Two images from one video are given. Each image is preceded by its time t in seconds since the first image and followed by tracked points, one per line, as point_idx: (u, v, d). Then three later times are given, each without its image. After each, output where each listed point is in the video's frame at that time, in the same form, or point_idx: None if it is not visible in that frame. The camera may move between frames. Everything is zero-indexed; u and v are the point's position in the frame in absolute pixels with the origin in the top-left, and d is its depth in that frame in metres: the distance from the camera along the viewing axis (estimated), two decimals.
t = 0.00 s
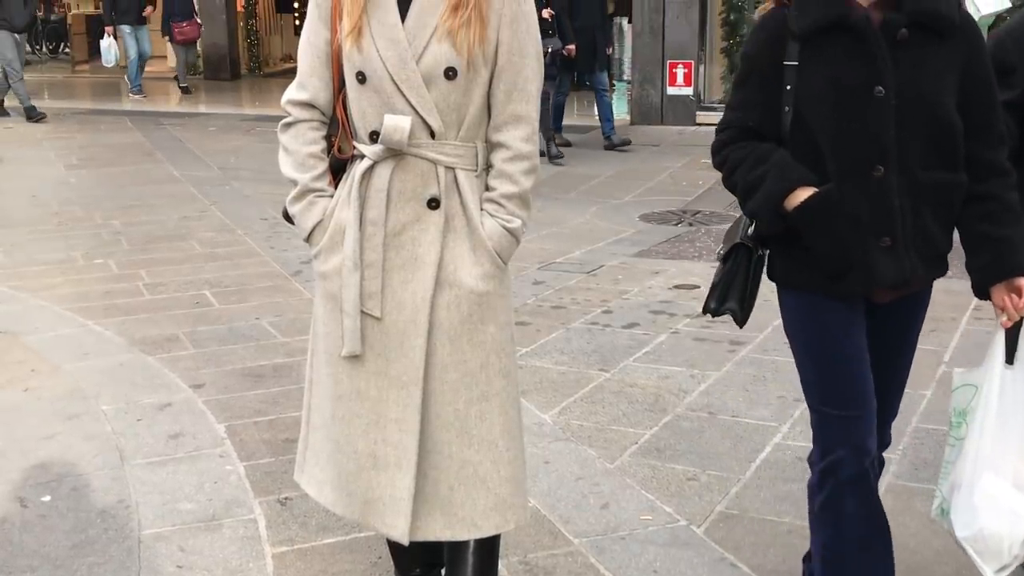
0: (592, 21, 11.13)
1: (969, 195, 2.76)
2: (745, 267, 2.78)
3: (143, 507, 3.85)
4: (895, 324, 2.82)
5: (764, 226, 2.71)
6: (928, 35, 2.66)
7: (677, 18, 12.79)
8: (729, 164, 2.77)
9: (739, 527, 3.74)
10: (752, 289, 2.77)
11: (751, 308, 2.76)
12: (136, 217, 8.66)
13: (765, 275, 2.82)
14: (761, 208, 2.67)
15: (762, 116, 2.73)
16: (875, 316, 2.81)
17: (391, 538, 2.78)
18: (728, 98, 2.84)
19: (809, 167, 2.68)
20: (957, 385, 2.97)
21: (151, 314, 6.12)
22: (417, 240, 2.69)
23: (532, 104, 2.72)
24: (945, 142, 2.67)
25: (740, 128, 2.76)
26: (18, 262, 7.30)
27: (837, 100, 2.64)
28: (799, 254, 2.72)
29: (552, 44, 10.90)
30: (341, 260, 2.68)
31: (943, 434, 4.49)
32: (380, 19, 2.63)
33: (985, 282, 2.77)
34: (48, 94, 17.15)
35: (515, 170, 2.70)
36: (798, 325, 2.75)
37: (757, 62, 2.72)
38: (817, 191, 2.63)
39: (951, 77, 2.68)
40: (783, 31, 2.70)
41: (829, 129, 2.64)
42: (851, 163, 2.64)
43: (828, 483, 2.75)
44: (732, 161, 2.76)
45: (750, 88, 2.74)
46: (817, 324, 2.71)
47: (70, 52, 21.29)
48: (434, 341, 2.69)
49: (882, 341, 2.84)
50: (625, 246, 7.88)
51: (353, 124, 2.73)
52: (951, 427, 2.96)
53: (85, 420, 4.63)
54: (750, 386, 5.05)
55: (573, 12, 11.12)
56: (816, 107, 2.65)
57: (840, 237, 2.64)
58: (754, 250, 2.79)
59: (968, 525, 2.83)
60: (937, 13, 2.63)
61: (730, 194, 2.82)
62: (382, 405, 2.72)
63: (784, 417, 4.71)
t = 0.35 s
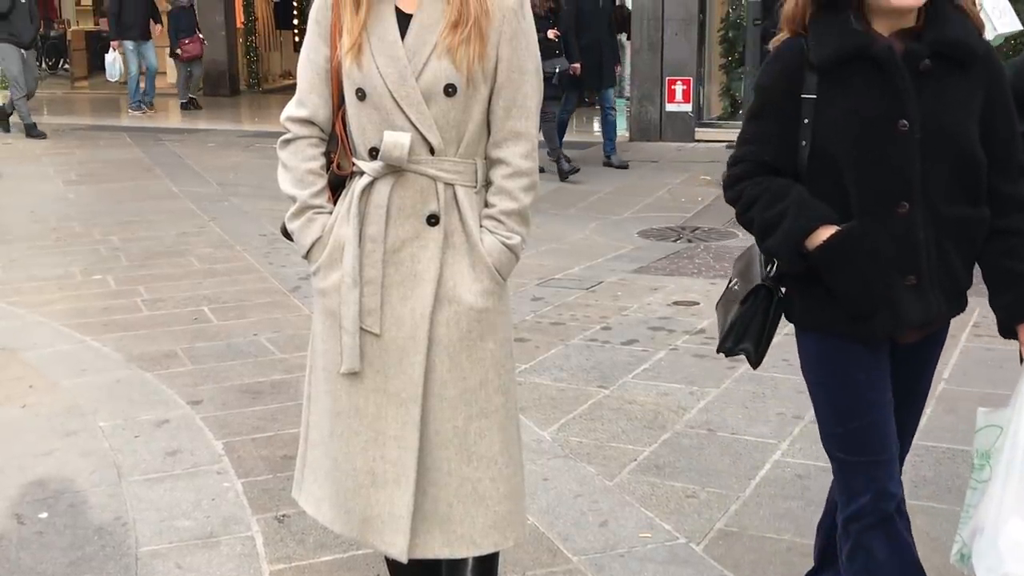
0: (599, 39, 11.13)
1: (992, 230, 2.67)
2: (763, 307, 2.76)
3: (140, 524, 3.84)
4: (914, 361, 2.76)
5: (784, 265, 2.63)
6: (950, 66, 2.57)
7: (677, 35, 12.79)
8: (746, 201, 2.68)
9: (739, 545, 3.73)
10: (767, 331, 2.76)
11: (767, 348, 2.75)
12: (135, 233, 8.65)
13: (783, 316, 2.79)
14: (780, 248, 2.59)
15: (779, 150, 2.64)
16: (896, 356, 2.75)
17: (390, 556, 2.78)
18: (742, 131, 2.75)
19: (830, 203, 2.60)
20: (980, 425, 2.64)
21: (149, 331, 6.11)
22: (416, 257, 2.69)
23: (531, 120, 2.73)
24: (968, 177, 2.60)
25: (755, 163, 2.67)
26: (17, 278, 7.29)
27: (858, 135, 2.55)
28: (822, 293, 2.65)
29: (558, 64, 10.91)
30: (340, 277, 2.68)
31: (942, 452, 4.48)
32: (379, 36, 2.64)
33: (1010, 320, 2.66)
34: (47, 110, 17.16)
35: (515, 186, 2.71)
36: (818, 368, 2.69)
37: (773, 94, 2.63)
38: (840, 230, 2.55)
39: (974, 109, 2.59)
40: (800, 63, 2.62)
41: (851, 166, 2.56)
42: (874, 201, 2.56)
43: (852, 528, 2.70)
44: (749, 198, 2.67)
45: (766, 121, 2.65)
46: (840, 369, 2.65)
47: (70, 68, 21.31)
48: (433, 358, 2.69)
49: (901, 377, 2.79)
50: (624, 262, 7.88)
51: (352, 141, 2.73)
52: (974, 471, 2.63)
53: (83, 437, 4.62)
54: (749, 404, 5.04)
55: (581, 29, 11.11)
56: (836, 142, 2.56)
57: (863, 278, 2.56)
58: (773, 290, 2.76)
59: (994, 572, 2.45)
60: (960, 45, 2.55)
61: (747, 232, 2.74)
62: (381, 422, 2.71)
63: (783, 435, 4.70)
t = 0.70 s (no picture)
0: (605, 54, 11.11)
1: (1016, 259, 2.65)
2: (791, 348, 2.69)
3: (137, 540, 3.83)
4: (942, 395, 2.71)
5: (807, 301, 2.56)
6: (973, 90, 2.55)
7: (676, 51, 12.81)
8: (764, 234, 2.63)
9: (739, 561, 3.72)
10: (796, 372, 2.69)
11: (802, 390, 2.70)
12: (134, 248, 8.65)
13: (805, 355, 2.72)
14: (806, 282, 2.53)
15: (798, 181, 2.59)
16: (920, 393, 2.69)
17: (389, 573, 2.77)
18: (756, 161, 2.69)
19: (853, 235, 2.55)
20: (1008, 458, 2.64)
21: (148, 346, 6.10)
22: (416, 273, 2.69)
23: (530, 136, 2.75)
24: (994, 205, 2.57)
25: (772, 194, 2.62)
26: (14, 293, 7.28)
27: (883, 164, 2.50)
28: (844, 328, 2.58)
29: (566, 81, 10.81)
30: (339, 292, 2.67)
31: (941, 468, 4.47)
32: (379, 53, 2.64)
33: None
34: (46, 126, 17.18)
35: (514, 202, 2.72)
36: (843, 408, 2.60)
37: (791, 122, 2.57)
38: (867, 262, 2.49)
39: (999, 136, 2.57)
40: (819, 89, 2.56)
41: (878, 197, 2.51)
42: (901, 232, 2.51)
43: None
44: (767, 231, 2.62)
45: (784, 151, 2.60)
46: (869, 408, 2.56)
47: (69, 83, 21.34)
48: (432, 374, 2.69)
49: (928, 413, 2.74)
50: (623, 277, 7.88)
51: (351, 157, 2.73)
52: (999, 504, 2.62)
53: (81, 453, 4.61)
54: (748, 419, 5.03)
55: (587, 44, 11.09)
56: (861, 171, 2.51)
57: (892, 311, 2.51)
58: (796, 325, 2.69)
59: None
60: (983, 68, 2.52)
61: (764, 266, 2.68)
62: (379, 437, 2.70)
63: (782, 450, 4.69)
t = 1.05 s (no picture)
0: (611, 68, 11.15)
1: None
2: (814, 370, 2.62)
3: (135, 555, 3.82)
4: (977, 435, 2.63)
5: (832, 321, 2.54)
6: (999, 101, 2.53)
7: (674, 66, 12.84)
8: (784, 253, 2.62)
9: None
10: (823, 397, 2.62)
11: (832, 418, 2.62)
12: (133, 263, 8.65)
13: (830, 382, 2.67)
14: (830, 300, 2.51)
15: (819, 197, 2.58)
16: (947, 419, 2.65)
17: None
18: (774, 178, 2.68)
19: (877, 251, 2.53)
20: None
21: (146, 360, 6.09)
22: (415, 288, 2.69)
23: (529, 151, 2.76)
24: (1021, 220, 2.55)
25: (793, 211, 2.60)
26: (13, 308, 7.28)
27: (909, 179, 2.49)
28: (868, 349, 2.55)
29: (574, 95, 10.78)
30: (338, 307, 2.68)
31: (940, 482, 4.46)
32: (379, 68, 2.65)
33: None
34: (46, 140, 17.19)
35: (512, 217, 2.73)
36: (869, 434, 2.57)
37: (814, 138, 2.56)
38: (895, 281, 2.48)
39: None
40: (840, 104, 2.55)
41: (903, 213, 2.49)
42: (927, 249, 2.49)
43: None
44: (788, 249, 2.60)
45: (805, 167, 2.59)
46: (895, 434, 2.53)
47: (69, 98, 21.38)
48: (431, 390, 2.70)
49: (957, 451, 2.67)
50: (622, 292, 7.88)
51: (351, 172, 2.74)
52: None
53: (79, 467, 4.60)
54: (747, 434, 5.03)
55: (594, 59, 11.11)
56: (885, 186, 2.49)
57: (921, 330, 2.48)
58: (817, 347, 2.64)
59: None
60: (1007, 77, 2.51)
61: (784, 286, 2.65)
62: (378, 452, 2.70)
63: (781, 465, 4.69)
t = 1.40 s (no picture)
0: (618, 83, 11.26)
1: None
2: (834, 391, 2.50)
3: (132, 570, 3.81)
4: (1004, 461, 2.54)
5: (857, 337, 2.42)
6: None
7: (673, 82, 12.87)
8: (807, 264, 2.50)
9: None
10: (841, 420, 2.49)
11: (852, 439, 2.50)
12: (132, 278, 8.64)
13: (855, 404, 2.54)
14: (857, 314, 2.39)
15: (844, 205, 2.47)
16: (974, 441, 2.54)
17: None
18: (795, 188, 2.57)
19: (905, 263, 2.43)
20: None
21: (145, 376, 6.08)
22: (414, 303, 2.69)
23: (528, 167, 2.77)
24: None
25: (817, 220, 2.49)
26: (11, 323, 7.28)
27: (939, 186, 2.39)
28: (894, 367, 2.44)
29: (580, 109, 10.74)
30: (337, 323, 2.68)
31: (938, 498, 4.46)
32: (379, 84, 2.66)
33: None
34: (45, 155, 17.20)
35: (511, 233, 2.73)
36: (891, 456, 2.47)
37: (840, 142, 2.46)
38: (925, 295, 2.36)
39: None
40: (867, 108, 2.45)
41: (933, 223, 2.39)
42: (960, 262, 2.39)
43: None
44: (811, 261, 2.49)
45: (829, 173, 2.48)
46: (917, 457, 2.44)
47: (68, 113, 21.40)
48: (429, 406, 2.70)
49: (981, 480, 2.57)
50: (620, 307, 7.88)
51: (350, 188, 2.74)
52: None
53: (77, 483, 4.59)
54: (745, 450, 5.03)
55: (601, 74, 11.24)
56: (913, 194, 2.40)
57: (952, 348, 2.37)
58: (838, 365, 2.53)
59: None
60: None
61: (805, 301, 2.54)
62: (377, 468, 2.70)
63: (779, 481, 4.68)
